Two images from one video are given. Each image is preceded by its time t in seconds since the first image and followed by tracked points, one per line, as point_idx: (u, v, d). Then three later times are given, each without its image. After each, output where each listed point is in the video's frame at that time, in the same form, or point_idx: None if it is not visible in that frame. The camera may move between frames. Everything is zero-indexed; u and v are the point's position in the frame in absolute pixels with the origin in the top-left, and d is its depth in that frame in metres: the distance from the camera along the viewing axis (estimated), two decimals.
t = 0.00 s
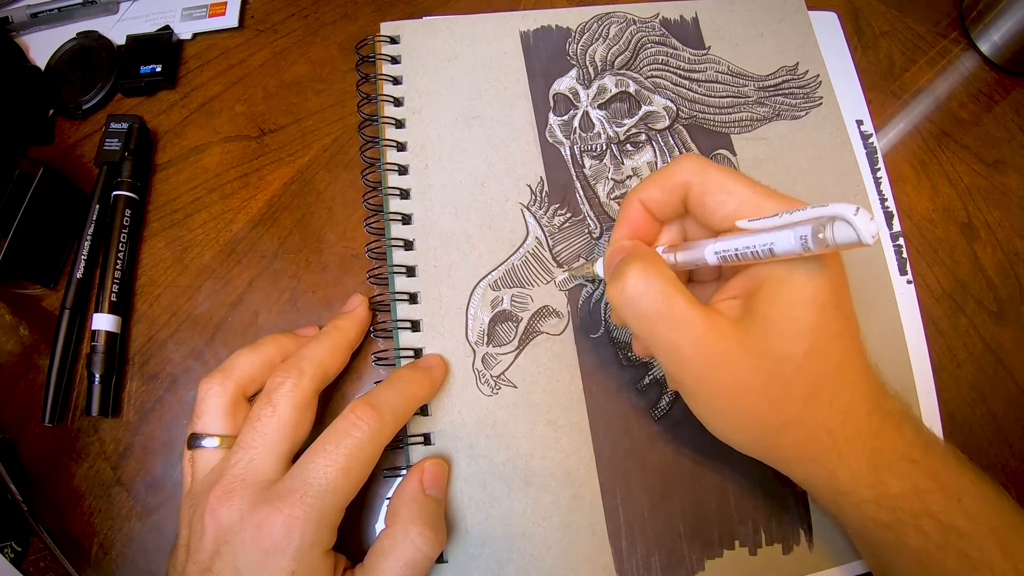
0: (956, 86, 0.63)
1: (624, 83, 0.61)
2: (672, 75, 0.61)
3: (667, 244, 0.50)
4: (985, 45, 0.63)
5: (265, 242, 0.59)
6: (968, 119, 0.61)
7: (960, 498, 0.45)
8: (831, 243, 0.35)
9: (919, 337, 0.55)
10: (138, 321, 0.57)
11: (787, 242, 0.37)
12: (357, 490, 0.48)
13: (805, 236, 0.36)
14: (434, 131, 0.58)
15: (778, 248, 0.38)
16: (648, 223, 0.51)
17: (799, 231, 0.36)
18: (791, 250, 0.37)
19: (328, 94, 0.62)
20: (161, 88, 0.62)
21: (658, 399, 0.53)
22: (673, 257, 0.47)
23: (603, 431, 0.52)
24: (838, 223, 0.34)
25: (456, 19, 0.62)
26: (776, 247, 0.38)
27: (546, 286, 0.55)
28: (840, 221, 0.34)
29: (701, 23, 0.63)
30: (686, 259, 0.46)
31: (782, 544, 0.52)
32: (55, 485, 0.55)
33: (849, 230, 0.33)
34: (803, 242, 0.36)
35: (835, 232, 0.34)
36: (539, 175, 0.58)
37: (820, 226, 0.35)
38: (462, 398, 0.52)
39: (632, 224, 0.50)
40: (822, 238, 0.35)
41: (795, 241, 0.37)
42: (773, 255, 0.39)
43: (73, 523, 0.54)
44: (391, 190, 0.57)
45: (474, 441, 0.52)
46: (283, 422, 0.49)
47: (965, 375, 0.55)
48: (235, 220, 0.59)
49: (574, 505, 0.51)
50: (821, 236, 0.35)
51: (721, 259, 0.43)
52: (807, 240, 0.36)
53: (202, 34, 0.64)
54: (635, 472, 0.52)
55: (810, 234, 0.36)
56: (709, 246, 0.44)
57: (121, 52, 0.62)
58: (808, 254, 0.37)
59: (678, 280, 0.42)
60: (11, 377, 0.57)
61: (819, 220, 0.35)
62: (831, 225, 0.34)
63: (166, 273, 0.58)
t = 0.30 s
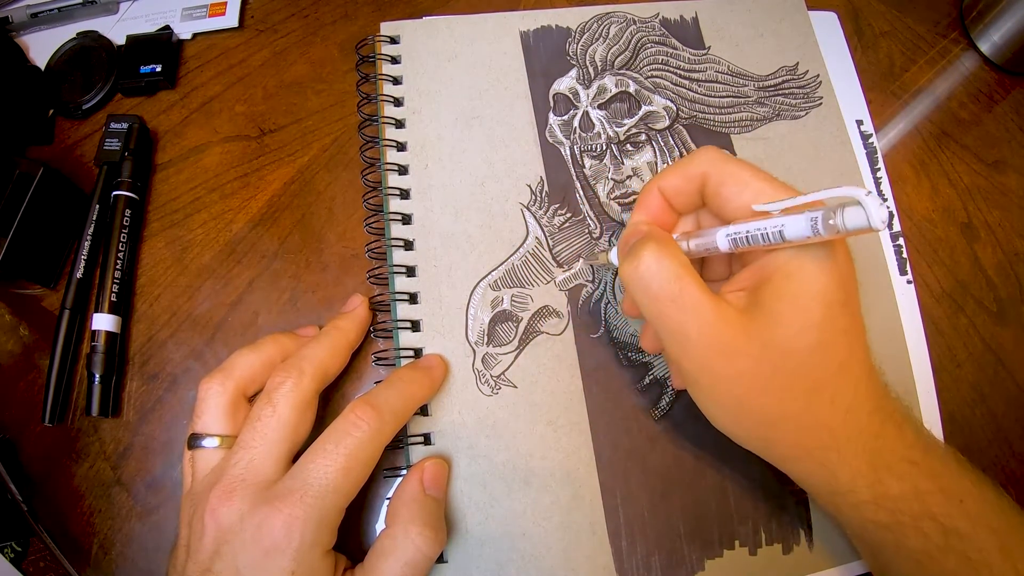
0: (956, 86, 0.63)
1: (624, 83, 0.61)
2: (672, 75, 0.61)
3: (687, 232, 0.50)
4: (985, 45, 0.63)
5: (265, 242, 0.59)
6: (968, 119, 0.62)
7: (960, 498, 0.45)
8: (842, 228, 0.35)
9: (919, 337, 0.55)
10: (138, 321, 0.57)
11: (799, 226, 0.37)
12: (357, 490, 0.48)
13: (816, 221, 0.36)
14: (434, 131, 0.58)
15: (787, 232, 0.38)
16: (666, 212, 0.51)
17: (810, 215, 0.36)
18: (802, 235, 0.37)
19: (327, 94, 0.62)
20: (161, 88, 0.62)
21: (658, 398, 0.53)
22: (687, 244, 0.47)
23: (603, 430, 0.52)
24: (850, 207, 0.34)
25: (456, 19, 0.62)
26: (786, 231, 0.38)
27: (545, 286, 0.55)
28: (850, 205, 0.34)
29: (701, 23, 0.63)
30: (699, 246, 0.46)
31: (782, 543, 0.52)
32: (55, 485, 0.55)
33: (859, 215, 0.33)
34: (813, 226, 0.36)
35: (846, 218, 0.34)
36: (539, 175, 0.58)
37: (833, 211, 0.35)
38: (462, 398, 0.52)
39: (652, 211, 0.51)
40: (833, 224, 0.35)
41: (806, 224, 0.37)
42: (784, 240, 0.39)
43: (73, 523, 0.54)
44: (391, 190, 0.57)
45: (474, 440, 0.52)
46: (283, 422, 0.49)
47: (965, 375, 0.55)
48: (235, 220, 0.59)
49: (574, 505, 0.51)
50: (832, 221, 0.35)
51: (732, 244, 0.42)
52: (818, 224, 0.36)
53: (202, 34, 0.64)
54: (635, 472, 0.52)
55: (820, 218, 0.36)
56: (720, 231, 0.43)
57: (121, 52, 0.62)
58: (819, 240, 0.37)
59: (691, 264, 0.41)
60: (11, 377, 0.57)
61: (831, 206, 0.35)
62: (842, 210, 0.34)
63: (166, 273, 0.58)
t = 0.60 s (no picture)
0: (956, 86, 0.63)
1: (624, 83, 0.61)
2: (672, 75, 0.61)
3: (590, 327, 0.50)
4: (985, 45, 0.63)
5: (265, 242, 0.59)
6: (968, 119, 0.62)
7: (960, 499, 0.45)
8: (768, 339, 0.36)
9: (920, 337, 0.55)
10: (138, 321, 0.57)
11: (723, 340, 0.39)
12: (358, 490, 0.48)
13: (742, 335, 0.38)
14: (434, 131, 0.59)
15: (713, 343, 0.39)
16: (565, 305, 0.50)
17: (734, 331, 0.38)
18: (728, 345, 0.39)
19: (327, 94, 0.62)
20: (161, 88, 0.62)
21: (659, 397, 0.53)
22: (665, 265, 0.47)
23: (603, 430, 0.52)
24: (774, 324, 0.36)
25: (456, 19, 0.62)
26: (712, 343, 0.39)
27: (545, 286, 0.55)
28: (775, 323, 0.35)
29: (701, 23, 0.63)
30: (616, 345, 0.46)
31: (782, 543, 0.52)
32: (55, 486, 0.55)
33: (785, 330, 0.35)
34: (737, 335, 0.38)
35: (773, 331, 0.36)
36: (539, 175, 0.58)
37: (757, 325, 0.37)
38: (463, 398, 0.52)
39: (551, 307, 0.50)
40: (759, 336, 0.37)
41: (731, 338, 0.38)
42: (709, 348, 0.40)
43: (73, 523, 0.54)
44: (392, 190, 0.57)
45: (474, 440, 0.52)
46: (284, 422, 0.49)
47: (966, 375, 0.55)
48: (235, 220, 0.59)
49: (574, 505, 0.51)
50: (757, 332, 0.37)
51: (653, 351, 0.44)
52: (744, 337, 0.38)
53: (202, 34, 0.64)
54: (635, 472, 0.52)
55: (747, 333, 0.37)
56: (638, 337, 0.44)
57: (121, 52, 0.62)
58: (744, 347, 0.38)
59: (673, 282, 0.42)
60: (11, 377, 0.57)
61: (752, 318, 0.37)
62: (767, 325, 0.36)
63: (166, 273, 0.58)
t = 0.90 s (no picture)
0: (956, 86, 0.63)
1: (624, 83, 0.61)
2: (672, 75, 0.61)
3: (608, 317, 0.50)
4: (985, 45, 0.63)
5: (265, 242, 0.59)
6: (968, 119, 0.62)
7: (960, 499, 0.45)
8: (781, 326, 0.35)
9: (920, 337, 0.55)
10: (138, 321, 0.57)
11: (736, 325, 0.38)
12: (358, 490, 0.48)
13: (755, 321, 0.37)
14: (434, 131, 0.59)
15: (726, 330, 0.38)
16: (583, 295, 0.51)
17: (747, 315, 0.37)
18: (739, 332, 0.38)
19: (327, 94, 0.62)
20: (161, 88, 0.62)
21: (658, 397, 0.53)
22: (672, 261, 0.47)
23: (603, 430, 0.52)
24: (788, 308, 0.34)
25: (456, 19, 0.62)
26: (724, 329, 0.39)
27: (545, 286, 0.55)
28: (789, 306, 0.34)
29: (701, 23, 0.63)
30: (633, 335, 0.46)
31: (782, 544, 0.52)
32: (55, 486, 0.55)
33: (798, 314, 0.34)
34: (752, 323, 0.37)
35: (786, 316, 0.35)
36: (539, 175, 0.58)
37: (771, 310, 0.36)
38: (462, 398, 0.52)
39: (569, 298, 0.50)
40: (772, 321, 0.35)
41: (744, 324, 0.37)
42: (722, 336, 0.39)
43: (73, 523, 0.54)
44: (391, 190, 0.57)
45: (474, 440, 0.52)
46: (283, 422, 0.49)
47: (966, 375, 0.55)
48: (235, 220, 0.59)
49: (574, 505, 0.51)
50: (771, 320, 0.36)
51: (668, 338, 0.43)
52: (757, 323, 0.36)
53: (202, 34, 0.64)
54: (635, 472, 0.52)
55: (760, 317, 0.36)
56: (657, 324, 0.44)
57: (121, 52, 0.62)
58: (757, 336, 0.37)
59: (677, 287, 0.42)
60: (11, 377, 0.57)
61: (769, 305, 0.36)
62: (781, 310, 0.35)
63: (166, 273, 0.58)
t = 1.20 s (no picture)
0: (956, 86, 0.63)
1: (624, 83, 0.61)
2: (672, 75, 0.61)
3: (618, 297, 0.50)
4: (985, 45, 0.63)
5: (265, 242, 0.59)
6: (968, 119, 0.62)
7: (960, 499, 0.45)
8: (783, 313, 0.36)
9: (919, 337, 0.55)
10: (138, 321, 0.57)
11: (739, 308, 0.38)
12: (358, 491, 0.48)
13: (757, 304, 0.37)
14: (434, 131, 0.59)
15: (728, 312, 0.39)
16: (594, 273, 0.51)
17: (751, 299, 0.38)
18: (741, 316, 0.38)
19: (327, 94, 0.62)
20: (161, 88, 0.62)
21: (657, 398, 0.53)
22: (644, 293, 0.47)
23: (603, 431, 0.52)
24: (792, 294, 0.35)
25: (456, 19, 0.62)
26: (726, 312, 0.39)
27: (545, 286, 0.55)
28: (794, 293, 0.35)
29: (701, 23, 0.63)
30: (637, 315, 0.46)
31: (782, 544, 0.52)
32: (55, 486, 0.55)
33: (801, 302, 0.34)
34: (754, 308, 0.37)
35: (789, 303, 0.35)
36: (539, 175, 0.58)
37: (774, 297, 0.36)
38: (462, 398, 0.52)
39: (581, 275, 0.50)
40: (775, 308, 0.36)
41: (746, 308, 0.38)
42: (722, 319, 0.40)
43: (73, 524, 0.54)
44: (391, 190, 0.57)
45: (474, 441, 0.52)
46: (284, 422, 0.49)
47: (966, 375, 0.55)
48: (236, 220, 0.59)
49: (574, 505, 0.51)
50: (773, 307, 0.36)
51: (671, 319, 0.43)
52: (759, 308, 0.37)
53: (202, 34, 0.64)
54: (635, 473, 0.52)
55: (763, 302, 0.37)
56: (662, 304, 0.44)
57: (121, 52, 0.62)
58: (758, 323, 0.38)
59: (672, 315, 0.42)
60: (11, 377, 0.57)
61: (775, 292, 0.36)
62: (784, 296, 0.35)
63: (166, 273, 0.58)
